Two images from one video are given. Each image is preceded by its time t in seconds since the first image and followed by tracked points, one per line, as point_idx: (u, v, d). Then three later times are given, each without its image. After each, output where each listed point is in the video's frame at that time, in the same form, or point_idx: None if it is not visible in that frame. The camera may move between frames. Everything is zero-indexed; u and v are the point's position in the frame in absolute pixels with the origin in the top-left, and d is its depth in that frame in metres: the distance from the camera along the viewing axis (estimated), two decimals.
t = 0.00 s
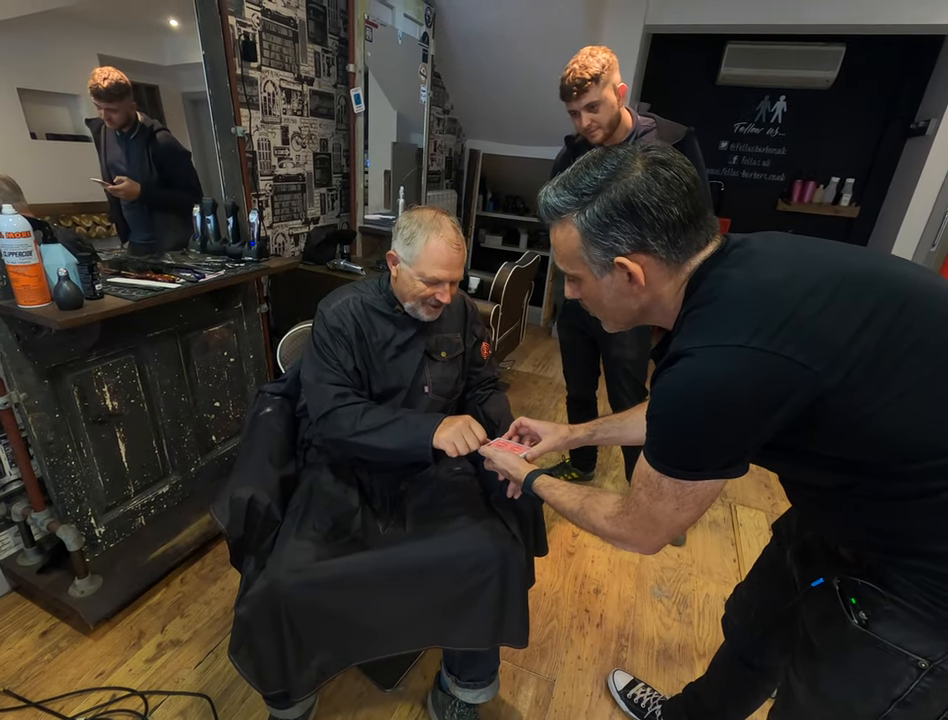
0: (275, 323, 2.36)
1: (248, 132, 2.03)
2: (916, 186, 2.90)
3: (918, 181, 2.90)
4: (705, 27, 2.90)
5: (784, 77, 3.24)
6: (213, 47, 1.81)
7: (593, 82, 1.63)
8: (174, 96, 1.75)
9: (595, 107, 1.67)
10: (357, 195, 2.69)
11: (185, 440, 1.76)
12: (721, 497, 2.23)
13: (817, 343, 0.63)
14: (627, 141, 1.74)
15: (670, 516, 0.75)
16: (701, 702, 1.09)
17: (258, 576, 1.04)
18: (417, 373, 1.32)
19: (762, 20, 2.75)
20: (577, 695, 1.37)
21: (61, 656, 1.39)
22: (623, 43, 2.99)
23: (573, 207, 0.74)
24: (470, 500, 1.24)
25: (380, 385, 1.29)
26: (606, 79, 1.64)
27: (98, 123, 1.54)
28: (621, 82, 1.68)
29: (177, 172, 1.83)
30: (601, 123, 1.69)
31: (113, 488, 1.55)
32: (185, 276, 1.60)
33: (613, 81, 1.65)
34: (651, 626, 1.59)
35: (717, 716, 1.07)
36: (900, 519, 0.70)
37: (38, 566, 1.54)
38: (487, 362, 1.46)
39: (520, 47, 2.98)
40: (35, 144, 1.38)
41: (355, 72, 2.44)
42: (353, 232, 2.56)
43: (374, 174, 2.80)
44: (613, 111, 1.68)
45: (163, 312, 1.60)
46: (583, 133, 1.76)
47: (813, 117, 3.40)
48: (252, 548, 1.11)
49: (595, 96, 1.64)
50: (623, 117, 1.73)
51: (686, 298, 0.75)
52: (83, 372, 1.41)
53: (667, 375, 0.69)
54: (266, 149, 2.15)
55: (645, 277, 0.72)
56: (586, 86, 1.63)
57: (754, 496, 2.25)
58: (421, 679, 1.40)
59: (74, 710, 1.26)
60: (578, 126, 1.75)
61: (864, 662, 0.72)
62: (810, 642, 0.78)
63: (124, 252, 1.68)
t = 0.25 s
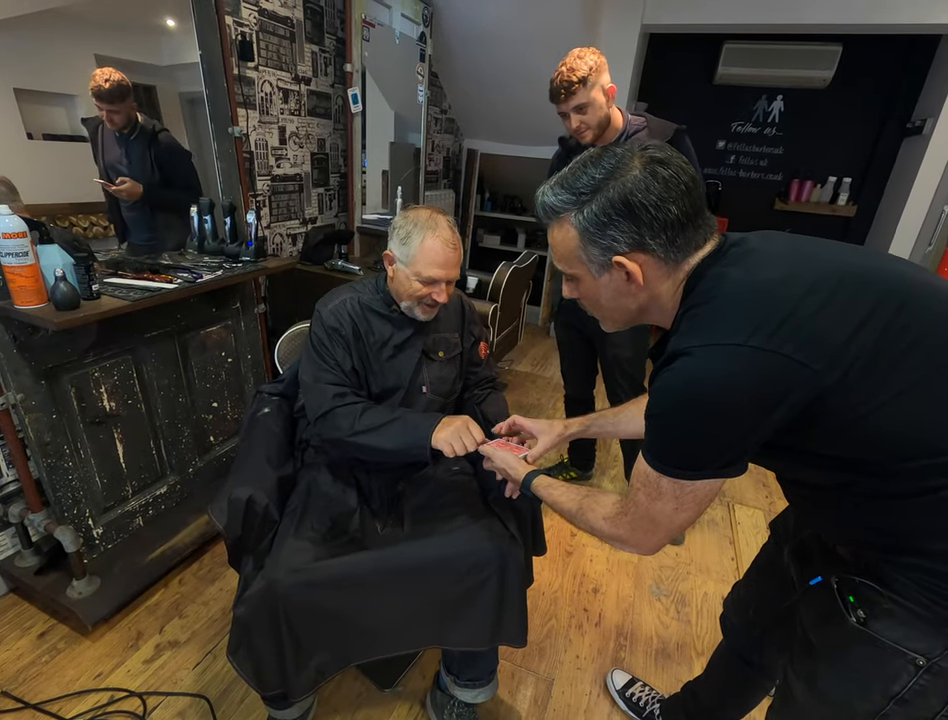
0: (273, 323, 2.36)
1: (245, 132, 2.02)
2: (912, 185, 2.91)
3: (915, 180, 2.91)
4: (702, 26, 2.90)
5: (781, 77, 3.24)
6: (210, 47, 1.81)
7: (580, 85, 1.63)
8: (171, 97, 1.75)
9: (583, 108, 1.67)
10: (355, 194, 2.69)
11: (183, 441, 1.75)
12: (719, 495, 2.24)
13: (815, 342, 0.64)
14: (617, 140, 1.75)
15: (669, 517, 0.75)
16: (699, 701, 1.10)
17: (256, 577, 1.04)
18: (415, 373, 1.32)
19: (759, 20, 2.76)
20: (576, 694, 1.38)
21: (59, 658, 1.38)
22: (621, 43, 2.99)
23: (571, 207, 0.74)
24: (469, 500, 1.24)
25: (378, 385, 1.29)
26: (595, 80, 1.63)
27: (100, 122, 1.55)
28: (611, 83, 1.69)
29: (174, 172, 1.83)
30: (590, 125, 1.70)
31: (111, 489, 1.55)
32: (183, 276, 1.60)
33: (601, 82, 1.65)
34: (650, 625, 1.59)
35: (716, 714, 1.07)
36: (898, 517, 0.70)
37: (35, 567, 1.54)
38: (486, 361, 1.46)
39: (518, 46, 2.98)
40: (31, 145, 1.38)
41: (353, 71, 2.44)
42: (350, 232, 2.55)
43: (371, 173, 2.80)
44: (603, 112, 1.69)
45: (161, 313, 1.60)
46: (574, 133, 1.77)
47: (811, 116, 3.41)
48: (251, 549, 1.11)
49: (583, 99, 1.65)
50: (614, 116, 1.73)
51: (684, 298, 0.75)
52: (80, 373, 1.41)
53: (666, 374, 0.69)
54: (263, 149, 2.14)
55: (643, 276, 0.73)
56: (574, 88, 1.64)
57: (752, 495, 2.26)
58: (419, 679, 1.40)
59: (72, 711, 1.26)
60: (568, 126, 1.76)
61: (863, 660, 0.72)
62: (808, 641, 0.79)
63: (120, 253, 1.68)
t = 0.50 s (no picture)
0: (271, 320, 2.35)
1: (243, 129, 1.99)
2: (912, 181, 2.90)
3: (914, 176, 2.90)
4: (702, 22, 2.89)
5: (780, 72, 3.24)
6: (208, 43, 1.79)
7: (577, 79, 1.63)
8: (168, 93, 1.74)
9: (581, 103, 1.67)
10: (353, 191, 2.68)
11: (182, 438, 1.75)
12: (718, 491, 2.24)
13: (820, 336, 0.63)
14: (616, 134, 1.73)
15: (672, 512, 0.75)
16: (699, 696, 1.10)
17: (256, 574, 1.04)
18: (412, 370, 1.32)
19: (759, 15, 2.75)
20: (576, 689, 1.38)
21: (58, 655, 1.38)
22: (620, 38, 2.98)
23: (573, 201, 0.74)
24: (469, 496, 1.24)
25: (373, 382, 1.29)
26: (591, 75, 1.63)
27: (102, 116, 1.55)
28: (608, 78, 1.68)
29: (171, 168, 1.82)
30: (588, 119, 1.70)
31: (110, 486, 1.55)
32: (181, 273, 1.59)
33: (598, 77, 1.65)
34: (649, 620, 1.59)
35: (716, 709, 1.07)
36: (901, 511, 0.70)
37: (34, 564, 1.54)
38: (485, 357, 1.45)
39: (517, 42, 2.96)
40: (30, 142, 1.38)
41: (351, 67, 2.43)
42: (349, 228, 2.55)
43: (370, 170, 2.79)
44: (600, 105, 1.68)
45: (159, 309, 1.59)
46: (572, 129, 1.76)
47: (810, 112, 3.40)
48: (250, 545, 1.11)
49: (580, 93, 1.64)
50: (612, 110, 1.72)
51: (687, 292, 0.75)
52: (78, 369, 1.41)
53: (669, 370, 0.69)
54: (262, 145, 2.13)
55: (646, 271, 0.72)
56: (572, 83, 1.64)
57: (751, 491, 2.26)
58: (420, 675, 1.40)
59: (72, 708, 1.26)
60: (566, 122, 1.75)
61: (864, 654, 0.72)
62: (809, 635, 0.79)
63: (119, 249, 1.69)
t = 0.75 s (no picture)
0: (270, 317, 2.35)
1: (240, 124, 2.00)
2: (911, 176, 2.90)
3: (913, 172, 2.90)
4: (701, 16, 2.87)
5: (780, 67, 3.23)
6: (205, 37, 1.78)
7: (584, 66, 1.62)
8: (165, 89, 1.72)
9: (585, 90, 1.66)
10: (351, 187, 2.67)
11: (181, 435, 1.75)
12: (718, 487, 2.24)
13: (825, 331, 0.63)
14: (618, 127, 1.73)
15: (676, 508, 0.75)
16: (699, 691, 1.10)
17: (256, 571, 1.04)
18: (404, 367, 1.31)
19: (758, 10, 2.74)
20: (576, 685, 1.38)
21: (58, 653, 1.38)
22: (619, 33, 2.96)
23: (576, 195, 0.73)
24: (469, 492, 1.24)
25: (362, 381, 1.29)
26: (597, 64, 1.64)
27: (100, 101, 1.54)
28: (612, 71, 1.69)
29: (168, 164, 1.80)
30: (592, 107, 1.68)
31: (109, 483, 1.54)
32: (179, 269, 1.58)
33: (603, 68, 1.65)
34: (649, 616, 1.60)
35: (716, 704, 1.07)
36: (903, 506, 0.70)
37: (32, 562, 1.53)
38: (482, 353, 1.44)
39: (516, 37, 2.95)
40: (26, 140, 1.37)
41: (349, 62, 2.41)
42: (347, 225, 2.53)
43: (368, 166, 2.77)
44: (604, 95, 1.67)
45: (157, 306, 1.59)
46: (573, 118, 1.75)
47: (809, 107, 3.39)
48: (249, 543, 1.10)
49: (586, 80, 1.63)
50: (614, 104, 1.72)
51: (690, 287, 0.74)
52: (75, 367, 1.40)
53: (673, 365, 0.69)
54: (259, 141, 2.12)
55: (650, 265, 0.72)
56: (578, 69, 1.63)
57: (750, 487, 2.26)
58: (420, 671, 1.40)
59: (72, 705, 1.26)
60: (568, 111, 1.74)
61: (865, 648, 0.72)
62: (811, 630, 0.79)
63: (116, 247, 1.67)
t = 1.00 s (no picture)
0: (268, 313, 2.34)
1: (238, 119, 1.99)
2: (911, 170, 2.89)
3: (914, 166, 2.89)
4: (702, 10, 2.86)
5: (780, 61, 3.21)
6: (201, 31, 1.76)
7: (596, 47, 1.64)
8: (161, 83, 1.71)
9: (594, 70, 1.65)
10: (350, 182, 2.65)
11: (180, 432, 1.74)
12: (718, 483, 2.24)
13: (833, 325, 0.62)
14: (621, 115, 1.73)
15: (682, 505, 0.74)
16: (698, 686, 1.10)
17: (256, 568, 1.03)
18: (395, 365, 1.30)
19: (759, 3, 2.72)
20: (576, 681, 1.38)
21: (57, 651, 1.38)
22: (619, 27, 2.94)
23: (580, 188, 0.73)
24: (470, 489, 1.23)
25: (351, 380, 1.28)
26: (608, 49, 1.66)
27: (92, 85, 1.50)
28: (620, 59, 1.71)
29: (165, 160, 1.78)
30: (600, 88, 1.67)
31: (107, 481, 1.54)
32: (176, 265, 1.57)
33: (613, 54, 1.68)
34: (649, 611, 1.60)
35: (716, 699, 1.07)
36: (908, 500, 0.70)
37: (31, 560, 1.53)
38: (479, 349, 1.44)
39: (516, 30, 2.93)
40: (21, 134, 1.35)
41: (347, 56, 2.39)
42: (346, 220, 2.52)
43: (367, 161, 2.76)
44: (612, 79, 1.68)
45: (154, 303, 1.58)
46: (577, 101, 1.73)
47: (810, 101, 3.37)
48: (249, 541, 1.09)
49: (597, 59, 1.63)
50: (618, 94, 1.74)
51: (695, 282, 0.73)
52: (73, 364, 1.39)
53: (679, 361, 0.68)
54: (256, 136, 2.10)
55: (656, 259, 0.71)
56: (591, 45, 1.64)
57: (750, 482, 2.26)
58: (420, 667, 1.40)
59: (73, 703, 1.26)
60: (573, 92, 1.72)
61: (870, 643, 0.71)
62: (815, 625, 0.78)
63: (113, 242, 1.65)
